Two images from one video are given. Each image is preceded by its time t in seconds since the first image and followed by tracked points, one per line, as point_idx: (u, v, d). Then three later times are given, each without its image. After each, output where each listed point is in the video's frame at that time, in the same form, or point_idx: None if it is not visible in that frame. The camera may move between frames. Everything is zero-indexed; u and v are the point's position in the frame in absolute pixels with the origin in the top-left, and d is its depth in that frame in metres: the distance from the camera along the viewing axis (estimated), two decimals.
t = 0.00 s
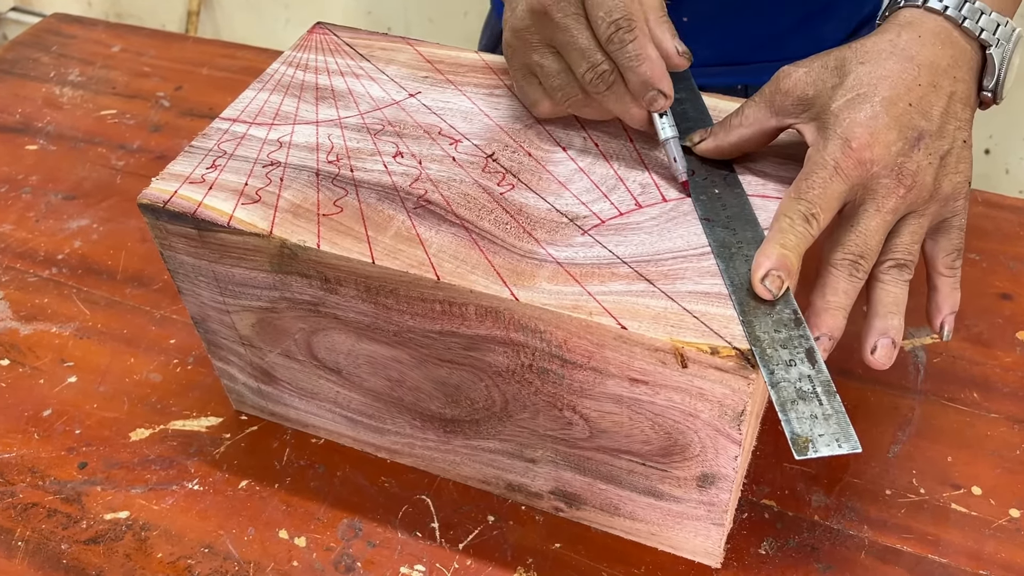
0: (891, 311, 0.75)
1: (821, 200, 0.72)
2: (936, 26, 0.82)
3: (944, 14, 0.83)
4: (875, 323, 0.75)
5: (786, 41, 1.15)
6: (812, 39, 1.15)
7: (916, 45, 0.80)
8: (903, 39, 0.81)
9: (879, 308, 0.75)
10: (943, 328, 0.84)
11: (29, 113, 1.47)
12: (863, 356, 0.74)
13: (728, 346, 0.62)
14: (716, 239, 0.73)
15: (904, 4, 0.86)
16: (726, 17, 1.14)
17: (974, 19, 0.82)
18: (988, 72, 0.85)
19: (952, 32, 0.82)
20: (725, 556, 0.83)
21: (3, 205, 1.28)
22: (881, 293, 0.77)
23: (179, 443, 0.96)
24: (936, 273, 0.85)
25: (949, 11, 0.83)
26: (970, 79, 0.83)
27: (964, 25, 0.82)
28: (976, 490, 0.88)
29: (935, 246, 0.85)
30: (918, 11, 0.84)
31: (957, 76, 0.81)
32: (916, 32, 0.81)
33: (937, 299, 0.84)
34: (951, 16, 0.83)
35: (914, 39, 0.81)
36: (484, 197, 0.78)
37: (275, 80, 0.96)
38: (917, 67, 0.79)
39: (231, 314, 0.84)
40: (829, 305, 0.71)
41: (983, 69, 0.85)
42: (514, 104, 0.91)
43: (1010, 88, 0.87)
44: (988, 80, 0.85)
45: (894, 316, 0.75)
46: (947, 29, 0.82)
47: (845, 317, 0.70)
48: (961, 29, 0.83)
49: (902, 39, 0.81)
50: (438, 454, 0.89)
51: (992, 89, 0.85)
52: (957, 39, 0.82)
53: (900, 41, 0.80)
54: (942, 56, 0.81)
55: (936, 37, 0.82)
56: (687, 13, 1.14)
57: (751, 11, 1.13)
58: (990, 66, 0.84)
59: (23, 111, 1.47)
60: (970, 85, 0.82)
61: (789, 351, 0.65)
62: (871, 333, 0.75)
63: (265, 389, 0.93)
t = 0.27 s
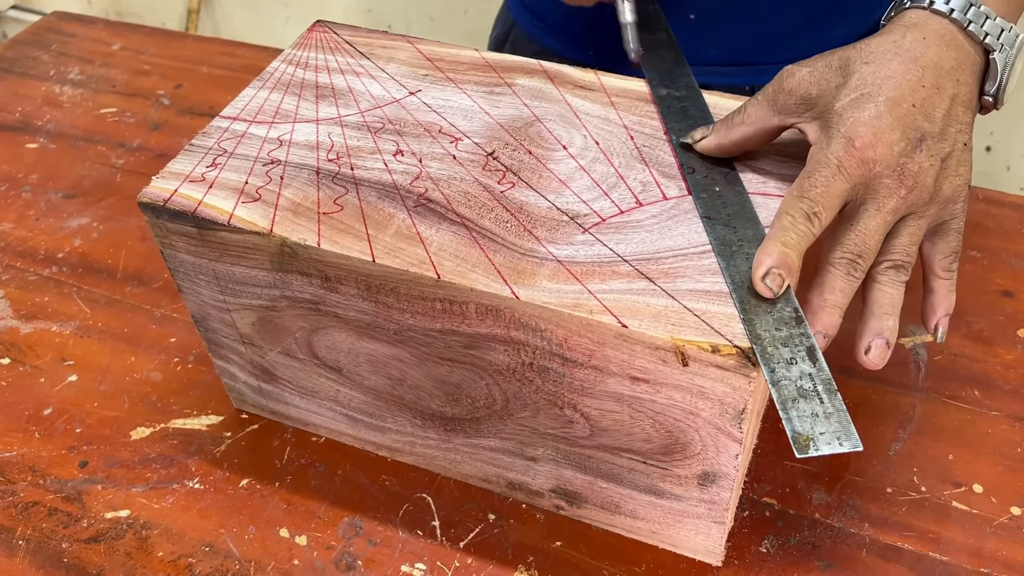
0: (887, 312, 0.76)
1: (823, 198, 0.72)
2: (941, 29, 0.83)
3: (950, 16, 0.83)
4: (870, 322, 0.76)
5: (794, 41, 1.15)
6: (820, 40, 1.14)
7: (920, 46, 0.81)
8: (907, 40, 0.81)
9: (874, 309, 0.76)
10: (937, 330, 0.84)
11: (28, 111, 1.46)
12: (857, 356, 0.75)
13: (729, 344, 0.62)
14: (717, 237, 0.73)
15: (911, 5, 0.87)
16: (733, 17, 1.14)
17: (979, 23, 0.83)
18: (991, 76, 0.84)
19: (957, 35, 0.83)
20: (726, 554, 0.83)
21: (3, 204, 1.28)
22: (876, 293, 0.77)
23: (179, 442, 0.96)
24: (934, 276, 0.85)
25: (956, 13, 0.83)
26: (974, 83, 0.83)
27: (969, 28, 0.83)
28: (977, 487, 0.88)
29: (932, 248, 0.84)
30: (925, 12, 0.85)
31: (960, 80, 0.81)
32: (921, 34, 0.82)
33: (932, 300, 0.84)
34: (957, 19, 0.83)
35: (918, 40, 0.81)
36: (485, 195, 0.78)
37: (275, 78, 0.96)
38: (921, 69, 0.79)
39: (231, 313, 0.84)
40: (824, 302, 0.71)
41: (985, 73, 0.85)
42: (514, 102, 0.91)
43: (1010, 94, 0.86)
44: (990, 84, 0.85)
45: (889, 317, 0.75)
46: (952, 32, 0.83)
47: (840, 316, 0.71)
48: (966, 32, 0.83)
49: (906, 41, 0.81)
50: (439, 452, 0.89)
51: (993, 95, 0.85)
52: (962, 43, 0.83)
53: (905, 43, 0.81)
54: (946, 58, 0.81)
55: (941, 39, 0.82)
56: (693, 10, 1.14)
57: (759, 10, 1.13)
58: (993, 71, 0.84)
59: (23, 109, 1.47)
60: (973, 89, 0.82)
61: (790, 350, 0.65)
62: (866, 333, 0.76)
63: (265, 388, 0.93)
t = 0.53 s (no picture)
0: (881, 314, 0.76)
1: (846, 198, 0.70)
2: (998, 29, 0.79)
3: (1011, 15, 0.80)
4: (863, 322, 0.77)
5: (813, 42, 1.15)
6: (841, 40, 1.15)
7: (974, 46, 0.77)
8: (962, 38, 0.78)
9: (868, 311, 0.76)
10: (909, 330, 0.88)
11: (28, 108, 1.46)
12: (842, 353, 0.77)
13: (733, 343, 0.61)
14: (740, 228, 0.73)
15: None
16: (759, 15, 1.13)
17: None
18: None
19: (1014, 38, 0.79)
20: (730, 554, 0.83)
21: (3, 202, 1.27)
22: (877, 293, 0.77)
23: (180, 441, 0.95)
24: (924, 283, 0.85)
25: (1016, 11, 0.80)
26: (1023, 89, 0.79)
27: None
28: (982, 487, 0.87)
29: (935, 256, 0.83)
30: (985, 8, 0.82)
31: (1010, 85, 0.78)
32: (977, 32, 0.78)
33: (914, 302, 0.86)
34: (1015, 19, 0.80)
35: (974, 39, 0.78)
36: (487, 192, 0.77)
37: (276, 75, 0.96)
38: (971, 70, 0.76)
39: (232, 311, 0.84)
40: (819, 285, 0.68)
41: None
42: (516, 99, 0.91)
43: None
44: None
45: (881, 320, 0.76)
46: (1009, 33, 0.80)
47: (834, 300, 0.68)
48: None
49: (962, 39, 0.78)
50: (441, 451, 0.88)
51: None
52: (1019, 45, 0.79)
53: (958, 39, 0.78)
54: (999, 61, 0.77)
55: (998, 40, 0.79)
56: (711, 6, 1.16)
57: (784, 10, 1.12)
58: None
59: (23, 106, 1.47)
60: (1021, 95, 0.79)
61: (780, 344, 0.63)
62: (858, 332, 0.76)
63: (266, 386, 0.93)
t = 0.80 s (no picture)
0: (878, 313, 0.79)
1: (862, 199, 0.69)
2: (993, 38, 0.79)
3: (1003, 26, 0.79)
4: (858, 322, 0.79)
5: (817, 37, 1.14)
6: (846, 37, 1.14)
7: (973, 53, 0.77)
8: (961, 45, 0.77)
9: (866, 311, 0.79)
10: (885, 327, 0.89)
11: (27, 106, 1.45)
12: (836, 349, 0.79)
13: (736, 342, 0.61)
14: (744, 230, 0.72)
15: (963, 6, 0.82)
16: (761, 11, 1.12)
17: None
18: None
19: (1008, 47, 0.79)
20: (732, 553, 0.82)
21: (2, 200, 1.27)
22: (874, 293, 0.79)
23: (180, 440, 0.95)
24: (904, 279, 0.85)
25: (1009, 24, 0.79)
26: (1012, 99, 0.80)
27: (1020, 44, 0.79)
28: (985, 486, 0.87)
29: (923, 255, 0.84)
30: (978, 19, 0.80)
31: (1003, 95, 0.78)
32: (974, 40, 0.78)
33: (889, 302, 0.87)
34: (1009, 30, 0.79)
35: (972, 47, 0.78)
36: (488, 190, 0.77)
37: (275, 73, 0.95)
38: (971, 77, 0.76)
39: (232, 311, 0.83)
40: (831, 282, 0.68)
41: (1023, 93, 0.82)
42: (517, 97, 0.90)
43: None
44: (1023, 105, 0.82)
45: (877, 319, 0.79)
46: (1002, 43, 0.79)
47: (845, 299, 0.68)
48: (1016, 48, 0.80)
49: (961, 46, 0.77)
50: (442, 451, 0.88)
51: None
52: (1011, 57, 0.79)
53: (958, 45, 0.77)
54: (995, 71, 0.78)
55: (992, 50, 0.78)
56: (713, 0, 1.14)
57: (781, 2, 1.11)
58: None
59: (22, 104, 1.46)
60: (1009, 106, 0.79)
61: (805, 345, 0.64)
62: (852, 331, 0.79)
63: (266, 385, 0.92)
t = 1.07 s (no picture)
0: (862, 306, 0.76)
1: (858, 197, 0.69)
2: (990, 36, 0.79)
3: (1000, 23, 0.79)
4: (840, 314, 0.76)
5: (812, 36, 1.13)
6: (840, 36, 1.14)
7: (970, 51, 0.77)
8: (958, 42, 0.77)
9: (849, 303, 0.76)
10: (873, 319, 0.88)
11: (25, 103, 1.45)
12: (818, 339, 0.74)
13: (735, 340, 0.61)
14: (738, 227, 0.71)
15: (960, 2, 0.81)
16: (760, 9, 1.11)
17: None
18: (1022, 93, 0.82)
19: (1004, 45, 0.79)
20: (732, 551, 0.82)
21: None
22: (861, 288, 0.77)
23: (178, 438, 0.94)
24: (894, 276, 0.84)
25: (1005, 22, 0.79)
26: (1007, 96, 0.79)
27: (1016, 41, 0.79)
28: (986, 483, 0.87)
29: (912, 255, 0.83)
30: (975, 16, 0.80)
31: (998, 93, 0.78)
32: (970, 38, 0.78)
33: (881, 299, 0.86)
34: (1005, 28, 0.79)
35: (968, 44, 0.77)
36: (485, 187, 0.76)
37: (272, 69, 0.95)
38: (968, 74, 0.75)
39: (229, 308, 0.83)
40: (825, 279, 0.68)
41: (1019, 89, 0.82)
42: (515, 93, 0.89)
43: None
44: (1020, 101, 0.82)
45: (859, 313, 0.76)
46: (998, 41, 0.79)
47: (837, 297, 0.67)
48: (1012, 45, 0.79)
49: (958, 43, 0.77)
50: (440, 448, 0.88)
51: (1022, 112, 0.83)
52: (1006, 55, 0.79)
53: (955, 43, 0.77)
54: (991, 68, 0.77)
55: (989, 47, 0.78)
56: None
57: (780, 1, 1.11)
58: None
59: (19, 101, 1.45)
60: (1005, 102, 0.79)
61: (797, 344, 0.63)
62: (833, 322, 0.76)
63: (264, 383, 0.92)
